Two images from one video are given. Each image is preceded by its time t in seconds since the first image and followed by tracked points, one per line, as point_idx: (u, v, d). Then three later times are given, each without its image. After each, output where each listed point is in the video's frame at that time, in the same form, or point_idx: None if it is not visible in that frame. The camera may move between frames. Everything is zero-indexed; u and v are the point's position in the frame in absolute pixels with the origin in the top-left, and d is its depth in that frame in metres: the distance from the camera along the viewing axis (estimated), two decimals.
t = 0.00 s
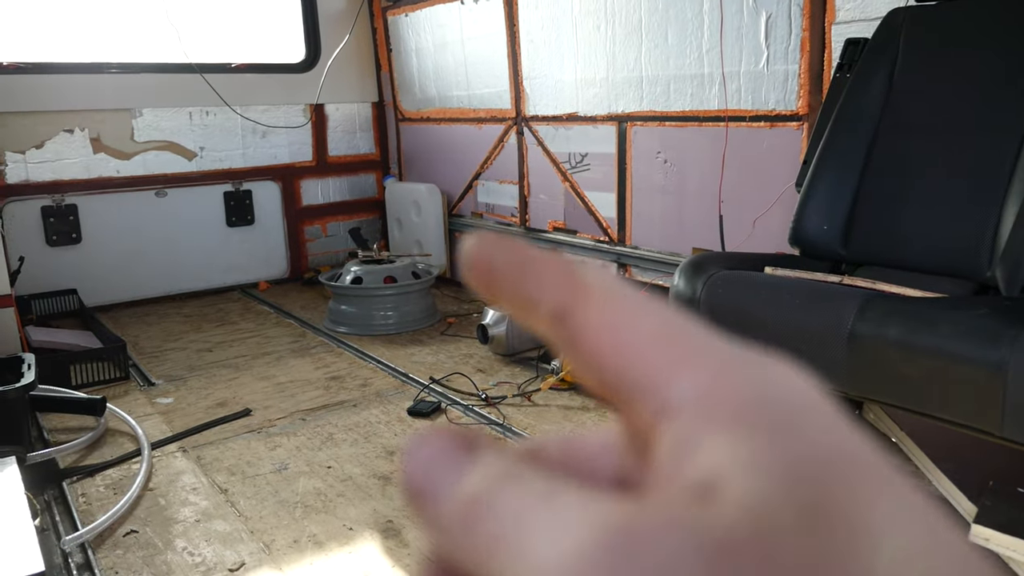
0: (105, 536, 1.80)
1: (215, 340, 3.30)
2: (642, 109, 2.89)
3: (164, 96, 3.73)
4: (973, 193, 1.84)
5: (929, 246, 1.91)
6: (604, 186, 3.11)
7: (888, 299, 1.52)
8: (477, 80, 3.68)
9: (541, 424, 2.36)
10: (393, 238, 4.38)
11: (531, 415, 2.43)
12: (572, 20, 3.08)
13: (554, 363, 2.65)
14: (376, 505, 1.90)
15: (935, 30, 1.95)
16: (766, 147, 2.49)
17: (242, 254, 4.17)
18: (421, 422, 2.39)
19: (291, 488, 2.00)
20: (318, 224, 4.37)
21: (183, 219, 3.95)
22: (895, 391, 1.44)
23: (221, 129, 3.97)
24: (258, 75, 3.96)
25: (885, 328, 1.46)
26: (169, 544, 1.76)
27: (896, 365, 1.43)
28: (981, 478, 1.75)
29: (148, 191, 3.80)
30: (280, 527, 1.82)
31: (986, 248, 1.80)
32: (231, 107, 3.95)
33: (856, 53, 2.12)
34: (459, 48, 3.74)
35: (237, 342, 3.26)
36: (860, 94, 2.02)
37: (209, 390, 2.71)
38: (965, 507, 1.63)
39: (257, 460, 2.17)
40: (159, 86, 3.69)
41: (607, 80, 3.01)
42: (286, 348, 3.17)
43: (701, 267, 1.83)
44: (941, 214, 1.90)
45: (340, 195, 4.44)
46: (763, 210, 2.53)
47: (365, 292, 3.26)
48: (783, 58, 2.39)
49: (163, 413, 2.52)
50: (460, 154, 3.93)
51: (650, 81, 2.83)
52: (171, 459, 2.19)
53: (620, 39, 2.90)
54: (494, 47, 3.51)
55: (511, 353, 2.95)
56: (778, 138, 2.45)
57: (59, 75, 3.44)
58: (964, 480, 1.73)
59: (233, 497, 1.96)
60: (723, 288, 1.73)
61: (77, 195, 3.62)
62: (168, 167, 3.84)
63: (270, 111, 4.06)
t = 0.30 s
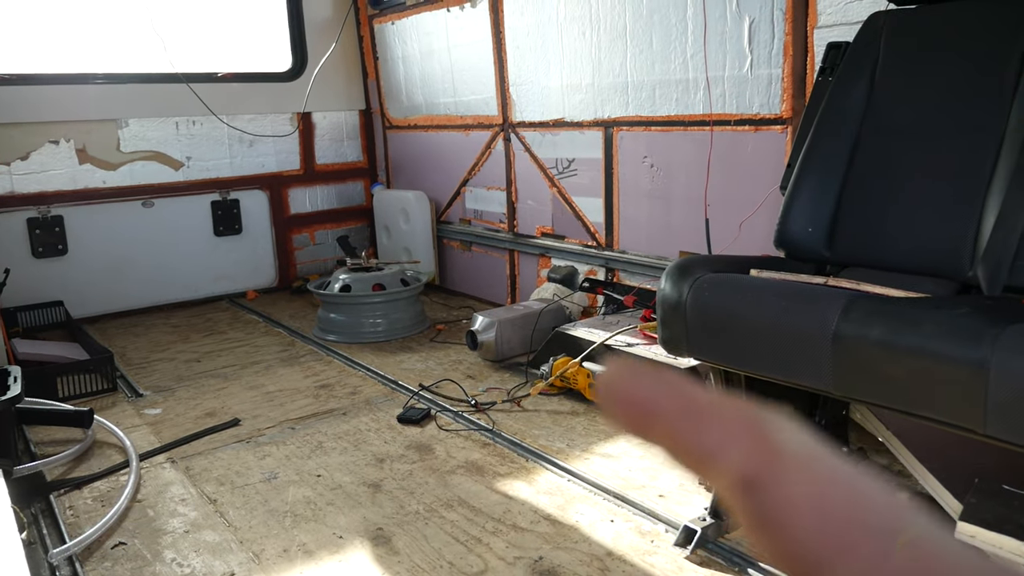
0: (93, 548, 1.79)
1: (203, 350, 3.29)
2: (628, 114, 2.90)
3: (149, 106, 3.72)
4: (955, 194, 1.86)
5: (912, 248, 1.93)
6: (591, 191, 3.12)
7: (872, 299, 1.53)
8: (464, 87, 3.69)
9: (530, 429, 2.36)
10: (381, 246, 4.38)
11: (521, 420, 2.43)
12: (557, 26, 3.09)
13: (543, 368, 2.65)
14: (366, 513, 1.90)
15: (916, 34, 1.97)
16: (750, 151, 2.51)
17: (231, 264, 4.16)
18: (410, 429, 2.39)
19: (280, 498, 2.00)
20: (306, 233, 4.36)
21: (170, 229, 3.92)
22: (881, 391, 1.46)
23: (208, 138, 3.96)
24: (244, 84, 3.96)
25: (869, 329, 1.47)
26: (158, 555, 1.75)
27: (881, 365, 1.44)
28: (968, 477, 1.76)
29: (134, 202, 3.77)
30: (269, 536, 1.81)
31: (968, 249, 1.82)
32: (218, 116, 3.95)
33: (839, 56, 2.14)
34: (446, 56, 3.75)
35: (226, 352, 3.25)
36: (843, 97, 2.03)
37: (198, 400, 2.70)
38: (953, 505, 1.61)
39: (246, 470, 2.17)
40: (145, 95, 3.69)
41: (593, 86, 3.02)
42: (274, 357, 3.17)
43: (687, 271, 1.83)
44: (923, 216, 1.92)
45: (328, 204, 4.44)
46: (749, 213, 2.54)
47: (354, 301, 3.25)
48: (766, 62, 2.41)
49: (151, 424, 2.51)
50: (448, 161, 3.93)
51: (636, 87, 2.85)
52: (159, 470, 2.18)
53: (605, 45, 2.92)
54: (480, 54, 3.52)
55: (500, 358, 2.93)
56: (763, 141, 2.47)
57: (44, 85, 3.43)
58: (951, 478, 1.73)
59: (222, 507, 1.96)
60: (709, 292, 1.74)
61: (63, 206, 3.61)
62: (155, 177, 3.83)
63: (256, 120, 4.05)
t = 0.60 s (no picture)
0: (91, 544, 1.79)
1: (202, 347, 3.29)
2: (628, 114, 2.90)
3: (149, 103, 3.72)
4: (955, 195, 1.86)
5: (911, 249, 1.93)
6: (591, 190, 3.12)
7: (871, 300, 1.53)
8: (464, 85, 3.68)
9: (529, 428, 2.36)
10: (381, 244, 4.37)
11: (520, 419, 2.43)
12: (558, 25, 3.09)
13: (543, 367, 2.65)
14: (364, 511, 1.90)
15: (917, 35, 1.97)
16: (750, 151, 2.51)
17: (230, 261, 4.15)
18: (410, 427, 2.39)
19: (279, 495, 2.00)
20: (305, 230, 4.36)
21: (168, 225, 3.92)
22: (881, 391, 1.46)
23: (208, 135, 3.96)
24: (244, 81, 3.96)
25: (868, 329, 1.47)
26: (156, 552, 1.75)
27: (880, 365, 1.44)
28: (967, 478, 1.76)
29: (133, 198, 3.77)
30: (268, 533, 1.81)
31: (968, 250, 1.82)
32: (218, 113, 3.94)
33: (840, 57, 2.14)
34: (446, 54, 3.74)
35: (225, 349, 3.25)
36: (844, 97, 2.03)
37: (197, 397, 2.70)
38: (951, 506, 1.64)
39: (245, 467, 2.17)
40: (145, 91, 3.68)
41: (593, 85, 3.02)
42: (274, 354, 3.17)
43: (686, 270, 1.83)
44: (923, 217, 1.91)
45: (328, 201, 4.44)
46: (749, 213, 2.54)
47: (353, 298, 3.25)
48: (767, 62, 2.41)
49: (150, 421, 2.51)
50: (448, 159, 3.93)
51: (637, 86, 2.85)
52: (158, 466, 2.18)
53: (605, 44, 2.92)
54: (481, 52, 3.51)
55: (499, 357, 2.93)
56: (763, 141, 2.47)
57: (43, 81, 3.43)
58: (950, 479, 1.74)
59: (221, 504, 1.96)
60: (709, 291, 1.74)
61: (62, 202, 3.60)
62: (154, 174, 3.83)
63: (256, 117, 4.05)
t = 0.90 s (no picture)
0: (73, 554, 1.78)
1: (184, 354, 3.27)
2: (610, 118, 2.92)
3: (128, 108, 3.70)
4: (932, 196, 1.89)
5: (890, 250, 1.95)
6: (574, 193, 3.14)
7: (850, 301, 1.55)
8: (446, 90, 3.69)
9: (514, 431, 2.36)
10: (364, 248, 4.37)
11: (505, 422, 2.44)
12: (539, 29, 3.11)
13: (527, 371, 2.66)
14: (350, 516, 1.90)
15: (893, 39, 2.00)
16: (730, 153, 2.53)
17: (212, 267, 4.13)
18: (395, 432, 2.39)
19: (264, 501, 1.99)
20: (288, 235, 4.34)
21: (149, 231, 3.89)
22: (860, 390, 1.48)
23: (189, 140, 3.94)
24: (225, 86, 3.95)
25: (847, 330, 1.49)
26: (140, 560, 1.74)
27: (860, 365, 1.47)
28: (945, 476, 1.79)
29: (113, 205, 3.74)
30: (253, 540, 1.81)
31: (945, 251, 1.85)
32: (199, 118, 3.93)
33: (817, 61, 2.16)
34: (428, 59, 3.75)
35: (208, 355, 3.24)
36: (822, 100, 2.06)
37: (180, 404, 2.69)
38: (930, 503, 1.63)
39: (229, 474, 2.16)
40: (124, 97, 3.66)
41: (575, 89, 3.04)
42: (257, 360, 3.15)
43: (668, 274, 1.85)
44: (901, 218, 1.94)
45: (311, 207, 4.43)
46: (730, 216, 2.56)
47: (336, 303, 3.25)
48: (746, 66, 2.43)
49: (132, 429, 2.50)
50: (431, 164, 3.94)
51: (618, 90, 2.87)
52: (141, 475, 2.17)
53: (586, 48, 2.94)
54: (463, 57, 3.53)
55: (483, 361, 2.94)
56: (743, 144, 2.49)
57: (20, 87, 3.40)
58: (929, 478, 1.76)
59: (206, 512, 1.95)
60: (690, 294, 1.76)
61: (40, 209, 3.57)
62: (135, 179, 3.81)
63: (237, 122, 4.04)
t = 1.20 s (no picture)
0: (72, 551, 1.77)
1: (184, 351, 3.27)
2: (610, 115, 2.92)
3: (129, 106, 3.69)
4: (933, 194, 1.89)
5: (889, 247, 1.95)
6: (574, 191, 3.14)
7: (850, 298, 1.55)
8: (447, 88, 3.69)
9: (514, 429, 2.36)
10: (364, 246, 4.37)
11: (505, 420, 2.44)
12: (540, 27, 3.10)
13: (527, 368, 2.66)
14: (349, 514, 1.90)
15: (894, 36, 2.00)
16: (731, 151, 2.52)
17: (212, 265, 4.13)
18: (394, 430, 2.39)
19: (263, 499, 1.99)
20: (288, 233, 4.34)
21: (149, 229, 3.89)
22: (860, 388, 1.48)
23: (189, 138, 3.94)
24: (226, 84, 3.94)
25: (847, 327, 1.49)
26: (139, 558, 1.74)
27: (859, 363, 1.46)
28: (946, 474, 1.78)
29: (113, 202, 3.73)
30: (252, 538, 1.80)
31: (945, 248, 1.85)
32: (199, 116, 3.92)
33: (817, 59, 2.15)
34: (428, 57, 3.75)
35: (208, 353, 3.24)
36: (822, 97, 2.06)
37: (179, 401, 2.69)
38: (929, 501, 1.63)
39: (229, 471, 2.16)
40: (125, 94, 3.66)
41: (575, 87, 3.03)
42: (257, 358, 3.15)
43: (668, 271, 1.84)
44: (901, 216, 1.94)
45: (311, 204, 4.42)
46: (730, 214, 2.56)
47: (337, 301, 3.24)
48: (747, 63, 2.43)
49: (131, 426, 2.50)
50: (432, 162, 3.93)
51: (618, 87, 2.86)
52: (140, 472, 2.17)
53: (587, 46, 2.93)
54: (463, 55, 3.52)
55: (483, 359, 2.93)
56: (743, 142, 2.49)
57: (20, 84, 3.39)
58: (929, 476, 1.76)
59: (205, 509, 1.95)
60: (690, 291, 1.75)
61: (40, 206, 3.57)
62: (135, 177, 3.80)
63: (238, 120, 4.03)
